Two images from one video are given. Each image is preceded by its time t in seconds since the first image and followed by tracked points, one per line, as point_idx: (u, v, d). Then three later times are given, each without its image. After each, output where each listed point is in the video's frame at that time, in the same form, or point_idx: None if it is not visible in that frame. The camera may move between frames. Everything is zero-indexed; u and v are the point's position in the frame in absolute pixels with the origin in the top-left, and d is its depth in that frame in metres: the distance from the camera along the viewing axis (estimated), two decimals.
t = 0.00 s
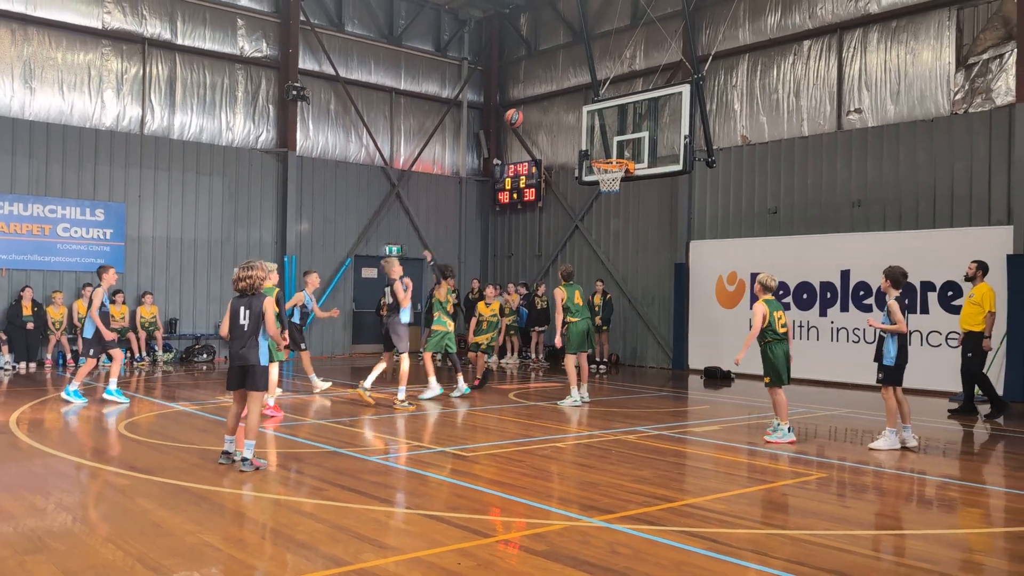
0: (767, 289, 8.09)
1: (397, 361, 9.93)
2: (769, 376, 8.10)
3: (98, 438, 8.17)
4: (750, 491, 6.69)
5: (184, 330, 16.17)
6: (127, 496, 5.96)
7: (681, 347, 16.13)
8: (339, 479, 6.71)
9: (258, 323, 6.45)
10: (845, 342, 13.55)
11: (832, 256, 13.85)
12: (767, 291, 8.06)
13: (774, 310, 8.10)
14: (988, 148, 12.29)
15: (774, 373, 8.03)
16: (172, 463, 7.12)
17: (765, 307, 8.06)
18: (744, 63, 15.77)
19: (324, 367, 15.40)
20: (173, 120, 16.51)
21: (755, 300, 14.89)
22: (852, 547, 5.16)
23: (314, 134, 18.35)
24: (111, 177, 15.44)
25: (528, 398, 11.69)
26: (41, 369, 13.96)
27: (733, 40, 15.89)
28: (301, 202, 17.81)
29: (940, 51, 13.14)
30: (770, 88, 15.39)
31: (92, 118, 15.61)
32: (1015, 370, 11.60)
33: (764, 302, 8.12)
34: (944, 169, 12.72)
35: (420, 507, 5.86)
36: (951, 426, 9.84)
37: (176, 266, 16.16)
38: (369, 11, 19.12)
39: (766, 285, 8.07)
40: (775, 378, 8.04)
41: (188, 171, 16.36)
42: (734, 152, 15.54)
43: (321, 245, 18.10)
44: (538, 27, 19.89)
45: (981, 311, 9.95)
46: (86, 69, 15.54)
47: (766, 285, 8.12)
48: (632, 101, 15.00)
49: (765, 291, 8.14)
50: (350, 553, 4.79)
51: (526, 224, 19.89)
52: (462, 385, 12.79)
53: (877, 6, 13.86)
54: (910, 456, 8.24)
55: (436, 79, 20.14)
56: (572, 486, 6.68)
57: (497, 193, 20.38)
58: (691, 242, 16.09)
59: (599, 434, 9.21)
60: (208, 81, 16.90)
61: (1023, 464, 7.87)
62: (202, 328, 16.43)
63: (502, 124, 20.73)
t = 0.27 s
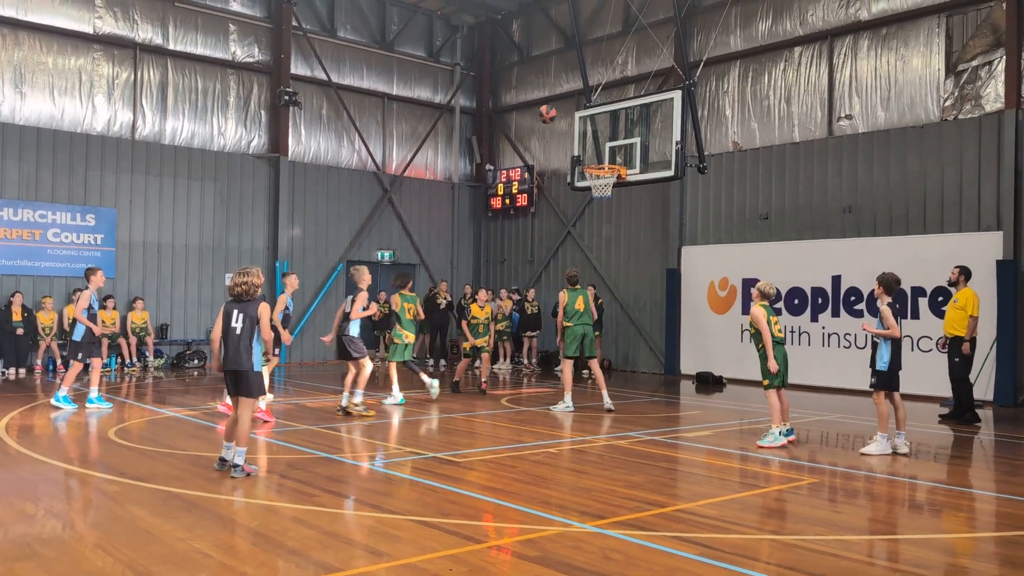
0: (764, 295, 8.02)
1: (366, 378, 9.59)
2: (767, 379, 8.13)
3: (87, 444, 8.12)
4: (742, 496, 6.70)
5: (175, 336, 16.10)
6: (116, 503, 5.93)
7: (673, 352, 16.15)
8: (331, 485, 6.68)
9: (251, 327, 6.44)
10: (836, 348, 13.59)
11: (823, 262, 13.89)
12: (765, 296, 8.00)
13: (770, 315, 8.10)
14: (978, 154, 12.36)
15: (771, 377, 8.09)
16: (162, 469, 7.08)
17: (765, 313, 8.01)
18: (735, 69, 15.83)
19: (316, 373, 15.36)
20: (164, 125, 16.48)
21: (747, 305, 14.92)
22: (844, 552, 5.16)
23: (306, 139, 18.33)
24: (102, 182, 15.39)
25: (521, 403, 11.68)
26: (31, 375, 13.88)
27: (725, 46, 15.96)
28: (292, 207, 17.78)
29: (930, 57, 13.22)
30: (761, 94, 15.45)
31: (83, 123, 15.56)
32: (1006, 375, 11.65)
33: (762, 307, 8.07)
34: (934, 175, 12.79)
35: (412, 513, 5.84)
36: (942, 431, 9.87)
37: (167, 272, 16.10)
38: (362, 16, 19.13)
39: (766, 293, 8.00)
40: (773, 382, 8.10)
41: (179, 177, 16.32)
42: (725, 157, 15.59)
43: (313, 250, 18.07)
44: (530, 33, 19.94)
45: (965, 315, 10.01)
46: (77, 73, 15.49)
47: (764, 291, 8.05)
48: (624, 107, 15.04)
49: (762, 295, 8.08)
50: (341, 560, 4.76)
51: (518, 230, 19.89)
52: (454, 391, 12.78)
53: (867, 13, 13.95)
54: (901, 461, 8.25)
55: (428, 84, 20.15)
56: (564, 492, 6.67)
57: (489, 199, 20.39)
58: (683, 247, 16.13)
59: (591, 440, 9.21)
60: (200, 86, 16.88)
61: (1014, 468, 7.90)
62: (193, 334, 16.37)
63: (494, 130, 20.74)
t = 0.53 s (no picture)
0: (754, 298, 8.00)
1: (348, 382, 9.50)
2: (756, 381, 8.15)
3: (79, 449, 8.08)
4: (735, 500, 6.70)
5: (168, 341, 16.05)
6: (109, 507, 5.90)
7: (666, 357, 16.16)
8: (324, 490, 6.66)
9: (248, 330, 6.43)
10: (829, 352, 13.62)
11: (815, 266, 13.93)
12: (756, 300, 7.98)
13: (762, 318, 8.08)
14: (969, 160, 12.41)
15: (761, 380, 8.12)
16: (154, 474, 7.05)
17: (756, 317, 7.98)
18: (728, 75, 15.88)
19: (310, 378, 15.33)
20: (157, 129, 16.44)
21: (740, 309, 14.95)
22: (839, 556, 5.16)
23: (300, 143, 18.31)
24: (94, 186, 15.34)
25: (514, 407, 11.68)
26: (22, 379, 13.82)
27: (718, 51, 16.01)
28: (286, 211, 17.75)
29: (922, 63, 13.29)
30: (754, 99, 15.50)
31: (75, 127, 15.52)
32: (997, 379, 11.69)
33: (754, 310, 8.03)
34: (926, 180, 12.84)
35: (405, 518, 5.83)
36: (935, 435, 9.90)
37: (160, 276, 16.06)
38: (355, 20, 19.14)
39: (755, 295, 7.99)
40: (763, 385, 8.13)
41: (172, 181, 16.28)
42: (718, 162, 15.63)
43: (306, 255, 18.04)
44: (524, 37, 19.97)
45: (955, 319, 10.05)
46: (70, 77, 15.45)
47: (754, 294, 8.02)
48: (617, 111, 15.07)
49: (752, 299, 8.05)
50: (335, 565, 4.75)
51: (512, 234, 19.89)
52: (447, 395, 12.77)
53: (859, 19, 14.01)
54: (895, 465, 8.27)
55: (422, 88, 20.17)
56: (558, 496, 6.66)
57: (483, 203, 20.39)
58: (676, 252, 16.15)
59: (585, 444, 9.21)
60: (193, 90, 16.85)
61: (1006, 472, 7.92)
62: (185, 338, 16.32)
63: (488, 134, 20.76)
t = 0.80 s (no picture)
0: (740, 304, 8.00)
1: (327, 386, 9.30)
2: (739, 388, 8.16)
3: (71, 453, 8.04)
4: (729, 503, 6.70)
5: (161, 344, 16.01)
6: (101, 512, 5.87)
7: (659, 360, 16.17)
8: (317, 493, 6.64)
9: (248, 333, 6.42)
10: (822, 355, 13.64)
11: (809, 270, 13.96)
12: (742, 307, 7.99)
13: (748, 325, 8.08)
14: (961, 164, 12.46)
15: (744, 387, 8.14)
16: (147, 478, 7.01)
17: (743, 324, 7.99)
18: (722, 79, 15.93)
19: (303, 381, 15.30)
20: (151, 132, 16.41)
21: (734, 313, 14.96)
22: (834, 559, 5.15)
23: (293, 147, 18.30)
24: (87, 190, 15.30)
25: (508, 411, 11.67)
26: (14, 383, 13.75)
27: (711, 55, 16.06)
28: (279, 214, 17.72)
29: (914, 68, 13.34)
30: (747, 104, 15.54)
31: (68, 130, 15.48)
32: (990, 383, 11.73)
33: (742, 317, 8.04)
34: (918, 184, 12.88)
35: (399, 522, 5.81)
36: (928, 438, 9.92)
37: (153, 280, 16.01)
38: (349, 24, 19.15)
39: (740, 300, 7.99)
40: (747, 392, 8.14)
41: (165, 184, 16.24)
42: (712, 166, 15.67)
43: (299, 258, 18.01)
44: (518, 41, 20.00)
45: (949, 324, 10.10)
46: (63, 80, 15.42)
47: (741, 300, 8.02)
48: (611, 115, 15.10)
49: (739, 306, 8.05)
50: (328, 569, 4.73)
51: (506, 238, 19.90)
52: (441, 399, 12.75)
53: (852, 23, 14.06)
54: (888, 468, 8.29)
55: (416, 92, 20.18)
56: (552, 500, 6.65)
57: (477, 207, 20.38)
58: (670, 256, 16.17)
59: (579, 448, 9.20)
60: (187, 94, 16.83)
61: (999, 475, 7.94)
62: (178, 342, 16.27)
63: (482, 138, 20.77)
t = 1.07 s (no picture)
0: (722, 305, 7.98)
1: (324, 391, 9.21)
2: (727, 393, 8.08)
3: (63, 457, 8.00)
4: (723, 506, 6.69)
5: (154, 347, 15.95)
6: (94, 515, 5.84)
7: (654, 363, 16.18)
8: (311, 497, 6.62)
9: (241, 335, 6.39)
10: (816, 358, 13.67)
11: (803, 272, 13.98)
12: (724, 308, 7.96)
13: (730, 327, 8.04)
14: (954, 167, 12.50)
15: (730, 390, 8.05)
16: (140, 482, 6.98)
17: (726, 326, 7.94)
18: (716, 82, 15.96)
19: (297, 385, 15.26)
20: (144, 134, 16.38)
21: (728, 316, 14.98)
22: (828, 562, 5.15)
23: (287, 149, 18.28)
24: (81, 192, 15.26)
25: (503, 414, 11.66)
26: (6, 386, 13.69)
27: (705, 59, 16.09)
28: (273, 217, 17.70)
29: (907, 71, 13.39)
30: (741, 107, 15.57)
31: (62, 133, 15.44)
32: (983, 385, 11.75)
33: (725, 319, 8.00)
34: (912, 187, 12.92)
35: (394, 525, 5.80)
36: (922, 441, 9.94)
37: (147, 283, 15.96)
38: (344, 26, 19.15)
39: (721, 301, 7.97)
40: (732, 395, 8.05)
41: (159, 187, 16.21)
42: (706, 169, 15.69)
43: (293, 261, 17.98)
44: (512, 44, 20.02)
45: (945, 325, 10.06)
46: (56, 83, 15.38)
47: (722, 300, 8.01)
48: (605, 118, 15.11)
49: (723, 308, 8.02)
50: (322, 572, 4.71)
51: (500, 240, 19.89)
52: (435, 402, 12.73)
53: (845, 27, 14.11)
54: (882, 471, 8.30)
55: (411, 95, 20.18)
56: (547, 503, 6.64)
57: (471, 210, 20.37)
58: (664, 259, 16.18)
59: (573, 451, 9.20)
60: (180, 96, 16.81)
61: (992, 477, 7.96)
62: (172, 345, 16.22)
63: (477, 141, 20.78)
